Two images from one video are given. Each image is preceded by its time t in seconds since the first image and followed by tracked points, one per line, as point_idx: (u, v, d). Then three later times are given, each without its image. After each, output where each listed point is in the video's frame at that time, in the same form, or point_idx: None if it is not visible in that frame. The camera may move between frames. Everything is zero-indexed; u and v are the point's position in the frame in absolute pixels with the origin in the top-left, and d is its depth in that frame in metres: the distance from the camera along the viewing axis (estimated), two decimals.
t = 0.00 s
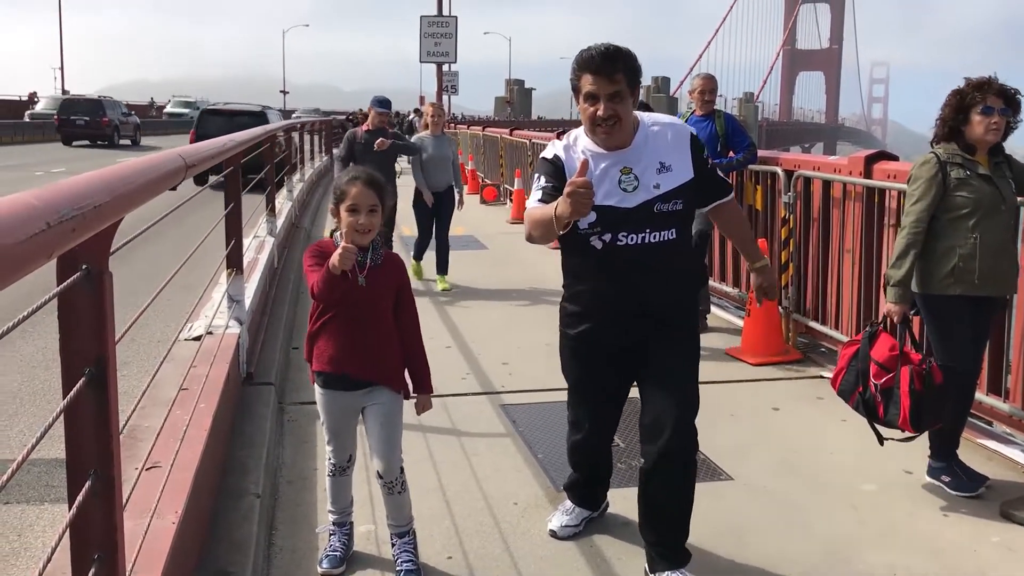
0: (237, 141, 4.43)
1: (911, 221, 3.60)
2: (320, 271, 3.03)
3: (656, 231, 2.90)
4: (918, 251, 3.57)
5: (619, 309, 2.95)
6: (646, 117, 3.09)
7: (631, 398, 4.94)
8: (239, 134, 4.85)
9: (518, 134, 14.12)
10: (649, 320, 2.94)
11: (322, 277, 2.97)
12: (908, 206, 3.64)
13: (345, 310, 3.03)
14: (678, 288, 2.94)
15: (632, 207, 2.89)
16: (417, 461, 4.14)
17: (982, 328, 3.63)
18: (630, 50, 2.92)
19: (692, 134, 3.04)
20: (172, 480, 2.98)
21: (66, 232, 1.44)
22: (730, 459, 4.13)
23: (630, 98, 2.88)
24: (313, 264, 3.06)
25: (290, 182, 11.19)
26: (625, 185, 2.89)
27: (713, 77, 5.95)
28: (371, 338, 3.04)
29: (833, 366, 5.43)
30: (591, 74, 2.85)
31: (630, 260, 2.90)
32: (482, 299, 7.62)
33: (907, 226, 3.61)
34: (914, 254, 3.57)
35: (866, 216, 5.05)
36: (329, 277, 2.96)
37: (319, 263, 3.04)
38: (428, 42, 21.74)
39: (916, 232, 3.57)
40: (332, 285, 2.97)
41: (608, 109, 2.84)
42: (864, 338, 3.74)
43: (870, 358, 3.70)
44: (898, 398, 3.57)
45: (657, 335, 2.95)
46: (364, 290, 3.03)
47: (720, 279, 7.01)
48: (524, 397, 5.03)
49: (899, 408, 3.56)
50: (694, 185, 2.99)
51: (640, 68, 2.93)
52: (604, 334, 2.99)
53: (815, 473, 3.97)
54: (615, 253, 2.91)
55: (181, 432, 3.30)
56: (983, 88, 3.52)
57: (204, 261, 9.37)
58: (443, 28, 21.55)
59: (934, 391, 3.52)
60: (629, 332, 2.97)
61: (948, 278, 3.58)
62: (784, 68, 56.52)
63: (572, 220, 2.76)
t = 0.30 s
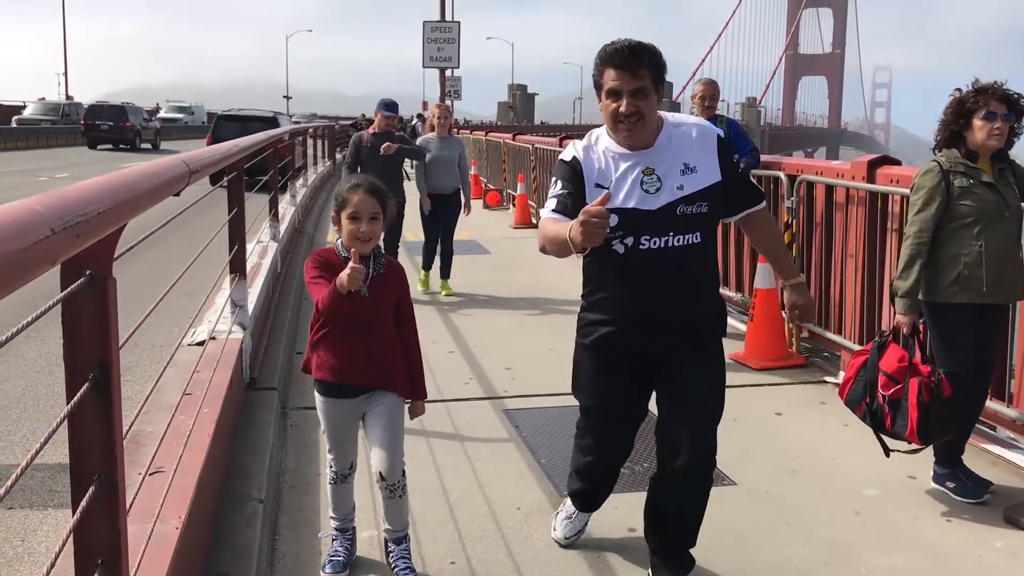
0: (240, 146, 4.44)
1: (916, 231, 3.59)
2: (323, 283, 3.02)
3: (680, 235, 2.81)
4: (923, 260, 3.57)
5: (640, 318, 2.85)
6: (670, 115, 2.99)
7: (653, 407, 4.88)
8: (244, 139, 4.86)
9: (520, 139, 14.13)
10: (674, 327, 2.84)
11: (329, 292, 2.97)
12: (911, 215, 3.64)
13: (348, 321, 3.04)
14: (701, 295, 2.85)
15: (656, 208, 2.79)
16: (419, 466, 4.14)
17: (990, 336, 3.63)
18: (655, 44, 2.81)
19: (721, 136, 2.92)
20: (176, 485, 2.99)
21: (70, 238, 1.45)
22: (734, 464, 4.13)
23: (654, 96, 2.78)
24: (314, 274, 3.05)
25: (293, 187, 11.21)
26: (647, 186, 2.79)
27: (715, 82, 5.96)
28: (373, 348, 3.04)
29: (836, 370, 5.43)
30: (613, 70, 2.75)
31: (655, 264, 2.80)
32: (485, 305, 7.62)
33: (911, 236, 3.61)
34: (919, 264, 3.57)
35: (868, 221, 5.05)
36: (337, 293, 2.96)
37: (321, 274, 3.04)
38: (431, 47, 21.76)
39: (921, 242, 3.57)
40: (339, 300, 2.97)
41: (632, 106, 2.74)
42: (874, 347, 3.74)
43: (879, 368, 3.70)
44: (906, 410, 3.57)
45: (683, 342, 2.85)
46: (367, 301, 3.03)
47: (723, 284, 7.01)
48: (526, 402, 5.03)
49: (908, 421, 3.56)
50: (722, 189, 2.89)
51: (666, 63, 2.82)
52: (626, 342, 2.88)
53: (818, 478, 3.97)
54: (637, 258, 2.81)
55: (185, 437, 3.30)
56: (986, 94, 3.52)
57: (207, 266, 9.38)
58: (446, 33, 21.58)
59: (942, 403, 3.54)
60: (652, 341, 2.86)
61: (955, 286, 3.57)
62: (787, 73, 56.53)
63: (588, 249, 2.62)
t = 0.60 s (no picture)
0: (241, 152, 4.45)
1: (918, 242, 3.60)
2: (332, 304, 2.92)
3: (697, 238, 2.60)
4: (925, 271, 3.57)
5: (653, 326, 2.64)
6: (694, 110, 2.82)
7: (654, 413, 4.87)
8: (245, 144, 4.87)
9: (521, 144, 14.15)
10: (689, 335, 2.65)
11: (350, 323, 2.80)
12: (913, 226, 3.64)
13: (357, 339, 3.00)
14: (720, 301, 2.68)
15: (670, 210, 2.59)
16: (420, 471, 4.14)
17: (995, 345, 3.64)
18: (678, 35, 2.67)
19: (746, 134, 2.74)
20: (176, 490, 2.99)
21: (71, 244, 1.45)
22: (734, 469, 4.13)
23: (676, 89, 2.63)
24: (320, 294, 2.95)
25: (294, 192, 11.22)
26: (663, 184, 2.61)
27: (714, 88, 5.97)
28: (381, 366, 3.04)
29: (837, 376, 5.42)
30: (633, 59, 2.61)
31: (669, 268, 2.60)
32: (486, 311, 7.61)
33: (913, 248, 3.61)
34: (921, 276, 3.58)
35: (868, 226, 5.06)
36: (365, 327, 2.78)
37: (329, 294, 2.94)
38: (432, 53, 21.80)
39: (923, 253, 3.58)
40: (362, 332, 2.79)
41: (652, 98, 2.59)
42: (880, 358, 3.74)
43: (885, 379, 3.69)
44: (913, 421, 3.58)
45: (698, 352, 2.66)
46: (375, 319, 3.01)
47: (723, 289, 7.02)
48: (527, 407, 5.03)
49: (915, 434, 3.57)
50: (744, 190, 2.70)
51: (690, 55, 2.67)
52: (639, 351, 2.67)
53: (819, 483, 3.96)
54: (651, 263, 2.61)
55: (185, 443, 3.30)
56: (983, 101, 3.52)
57: (208, 272, 9.38)
58: (447, 39, 21.61)
59: (951, 414, 3.54)
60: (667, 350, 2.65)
61: (958, 296, 3.57)
62: (787, 78, 56.61)
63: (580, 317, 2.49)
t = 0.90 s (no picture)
0: (239, 155, 4.44)
1: (919, 247, 3.59)
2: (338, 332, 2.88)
3: (704, 253, 2.49)
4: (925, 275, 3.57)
5: (656, 343, 2.54)
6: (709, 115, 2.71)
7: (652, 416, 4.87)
8: (242, 148, 4.86)
9: (519, 147, 14.16)
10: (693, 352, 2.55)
11: (358, 373, 2.73)
12: (913, 231, 3.63)
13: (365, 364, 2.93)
14: (727, 318, 2.57)
15: (675, 222, 2.48)
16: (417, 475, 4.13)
17: (996, 349, 3.64)
18: (692, 37, 2.56)
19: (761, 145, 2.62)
20: (173, 495, 2.98)
21: (67, 246, 1.44)
22: (733, 473, 4.12)
23: (688, 95, 2.51)
24: (326, 319, 2.90)
25: (291, 196, 11.21)
26: (670, 195, 2.50)
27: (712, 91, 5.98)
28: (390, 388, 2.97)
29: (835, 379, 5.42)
30: (644, 63, 2.50)
31: (674, 284, 2.50)
32: (483, 315, 7.60)
33: (913, 252, 3.61)
34: (921, 280, 3.58)
35: (866, 230, 5.05)
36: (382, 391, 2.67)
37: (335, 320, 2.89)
38: (429, 57, 21.81)
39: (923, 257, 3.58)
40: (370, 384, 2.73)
41: (662, 104, 2.48)
42: (881, 364, 3.73)
43: (887, 387, 3.68)
44: (918, 427, 3.57)
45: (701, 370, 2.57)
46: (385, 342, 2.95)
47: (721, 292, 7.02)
48: (524, 411, 5.02)
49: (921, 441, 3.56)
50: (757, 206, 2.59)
51: (704, 58, 2.56)
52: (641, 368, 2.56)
53: (818, 487, 3.96)
54: (657, 277, 2.50)
55: (182, 447, 3.29)
56: (983, 106, 3.53)
57: (206, 276, 9.36)
58: (445, 42, 21.61)
59: (954, 418, 3.53)
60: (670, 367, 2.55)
61: (957, 300, 3.57)
62: (784, 82, 56.69)
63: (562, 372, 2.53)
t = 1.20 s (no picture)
0: (235, 159, 4.44)
1: (918, 253, 3.60)
2: (352, 340, 2.77)
3: (706, 276, 2.38)
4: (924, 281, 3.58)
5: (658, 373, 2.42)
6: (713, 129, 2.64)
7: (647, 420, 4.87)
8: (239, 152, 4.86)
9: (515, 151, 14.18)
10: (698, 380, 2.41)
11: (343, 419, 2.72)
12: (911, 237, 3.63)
13: (381, 376, 2.80)
14: (735, 346, 2.44)
15: (675, 243, 2.39)
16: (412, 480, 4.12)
17: (993, 355, 3.64)
18: (697, 48, 2.49)
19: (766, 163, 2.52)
20: (168, 500, 2.96)
21: (61, 248, 1.44)
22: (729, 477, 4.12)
23: (692, 108, 2.44)
24: (338, 327, 2.77)
25: (287, 200, 11.20)
26: (669, 214, 2.42)
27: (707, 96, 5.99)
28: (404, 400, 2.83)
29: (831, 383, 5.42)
30: (648, 73, 2.42)
31: (676, 309, 2.39)
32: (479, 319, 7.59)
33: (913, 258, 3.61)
34: (919, 286, 3.59)
35: (861, 234, 5.07)
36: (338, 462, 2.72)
37: (349, 326, 2.77)
38: (425, 62, 21.83)
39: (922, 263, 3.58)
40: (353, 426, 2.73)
41: (665, 116, 2.40)
42: (881, 372, 3.75)
43: (887, 394, 3.70)
44: (921, 434, 3.58)
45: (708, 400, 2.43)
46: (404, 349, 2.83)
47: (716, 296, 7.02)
48: (520, 415, 5.02)
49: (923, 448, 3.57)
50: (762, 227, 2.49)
51: (710, 69, 2.49)
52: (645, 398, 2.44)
53: (814, 491, 3.95)
54: (658, 303, 2.40)
55: (177, 452, 3.28)
56: (981, 112, 3.54)
57: (201, 280, 9.34)
58: (441, 47, 21.63)
59: (957, 425, 3.56)
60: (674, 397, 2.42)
61: (956, 307, 3.57)
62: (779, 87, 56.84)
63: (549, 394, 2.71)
